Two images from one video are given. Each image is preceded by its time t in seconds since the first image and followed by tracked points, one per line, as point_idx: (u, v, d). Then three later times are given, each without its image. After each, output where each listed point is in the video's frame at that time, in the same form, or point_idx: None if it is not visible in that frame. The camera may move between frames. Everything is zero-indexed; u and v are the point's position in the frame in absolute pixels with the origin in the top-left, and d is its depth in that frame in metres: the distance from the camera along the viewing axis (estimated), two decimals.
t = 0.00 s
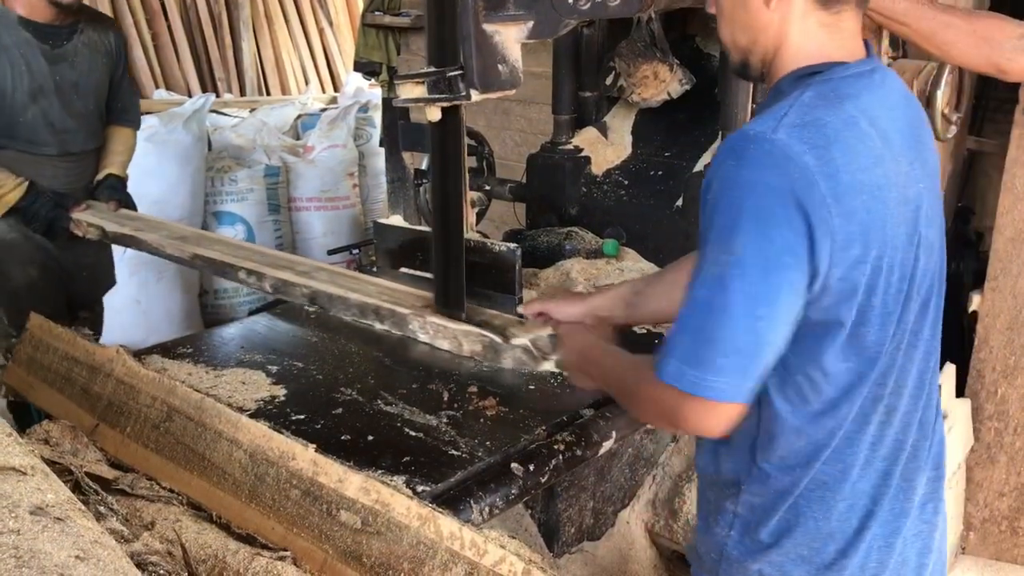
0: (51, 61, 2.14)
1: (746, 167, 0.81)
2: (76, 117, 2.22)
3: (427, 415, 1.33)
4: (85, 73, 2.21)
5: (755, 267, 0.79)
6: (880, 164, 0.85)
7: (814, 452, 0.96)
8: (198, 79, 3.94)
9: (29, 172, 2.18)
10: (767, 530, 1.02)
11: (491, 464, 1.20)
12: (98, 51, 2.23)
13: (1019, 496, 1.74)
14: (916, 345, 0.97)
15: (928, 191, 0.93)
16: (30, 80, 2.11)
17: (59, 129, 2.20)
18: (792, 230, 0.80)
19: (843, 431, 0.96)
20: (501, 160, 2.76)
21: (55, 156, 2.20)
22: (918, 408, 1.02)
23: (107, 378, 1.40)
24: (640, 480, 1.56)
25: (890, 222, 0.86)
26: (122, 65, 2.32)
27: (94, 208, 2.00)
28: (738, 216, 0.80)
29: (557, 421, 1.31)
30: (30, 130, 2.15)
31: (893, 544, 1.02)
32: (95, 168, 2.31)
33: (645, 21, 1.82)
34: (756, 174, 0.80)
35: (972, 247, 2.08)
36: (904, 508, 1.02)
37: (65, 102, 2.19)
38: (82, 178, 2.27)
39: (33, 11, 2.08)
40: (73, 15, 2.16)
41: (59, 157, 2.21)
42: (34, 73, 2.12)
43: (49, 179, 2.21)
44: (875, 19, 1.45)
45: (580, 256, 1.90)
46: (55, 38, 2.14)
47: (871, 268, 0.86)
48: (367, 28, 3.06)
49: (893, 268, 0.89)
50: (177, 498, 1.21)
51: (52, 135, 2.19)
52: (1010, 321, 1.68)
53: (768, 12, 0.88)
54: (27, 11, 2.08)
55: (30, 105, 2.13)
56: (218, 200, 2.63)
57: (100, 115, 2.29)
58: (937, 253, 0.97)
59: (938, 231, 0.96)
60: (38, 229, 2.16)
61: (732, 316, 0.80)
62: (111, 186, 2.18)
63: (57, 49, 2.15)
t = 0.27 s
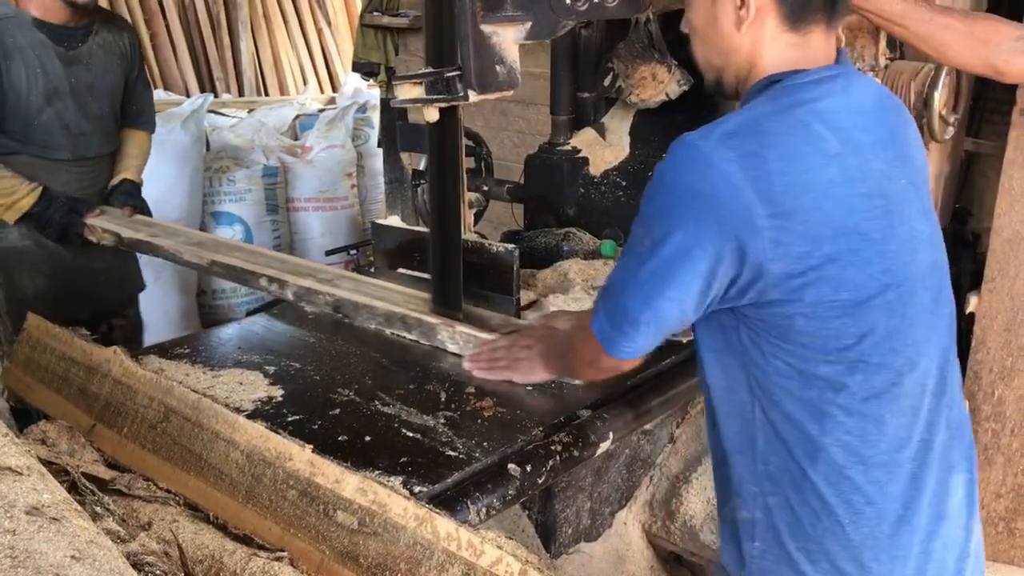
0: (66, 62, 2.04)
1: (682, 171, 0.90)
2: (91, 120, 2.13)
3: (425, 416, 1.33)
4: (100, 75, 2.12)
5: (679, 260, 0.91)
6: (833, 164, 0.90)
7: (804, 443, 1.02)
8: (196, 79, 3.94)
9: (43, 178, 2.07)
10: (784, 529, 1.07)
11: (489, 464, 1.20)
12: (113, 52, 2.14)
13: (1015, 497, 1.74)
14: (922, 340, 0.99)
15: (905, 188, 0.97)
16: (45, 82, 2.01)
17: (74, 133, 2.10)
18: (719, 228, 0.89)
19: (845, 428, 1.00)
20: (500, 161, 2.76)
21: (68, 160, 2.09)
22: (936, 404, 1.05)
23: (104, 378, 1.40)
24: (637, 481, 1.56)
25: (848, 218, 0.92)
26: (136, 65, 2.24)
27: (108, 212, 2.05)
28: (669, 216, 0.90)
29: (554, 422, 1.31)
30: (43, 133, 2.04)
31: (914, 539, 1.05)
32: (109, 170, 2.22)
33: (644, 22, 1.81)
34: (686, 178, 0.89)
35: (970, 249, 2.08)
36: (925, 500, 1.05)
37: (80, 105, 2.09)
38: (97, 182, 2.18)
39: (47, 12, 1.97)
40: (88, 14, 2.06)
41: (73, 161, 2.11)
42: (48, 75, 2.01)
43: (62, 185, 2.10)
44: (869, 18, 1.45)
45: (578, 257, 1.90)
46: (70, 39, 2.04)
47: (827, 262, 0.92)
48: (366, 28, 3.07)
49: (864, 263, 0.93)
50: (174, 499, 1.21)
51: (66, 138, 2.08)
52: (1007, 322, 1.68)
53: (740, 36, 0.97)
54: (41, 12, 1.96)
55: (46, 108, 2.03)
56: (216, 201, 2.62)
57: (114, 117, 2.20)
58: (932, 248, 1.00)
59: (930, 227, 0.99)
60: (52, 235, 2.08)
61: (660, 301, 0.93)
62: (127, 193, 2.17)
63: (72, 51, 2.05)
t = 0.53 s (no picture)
0: (76, 59, 2.22)
1: (700, 171, 0.90)
2: (101, 117, 2.30)
3: (419, 416, 1.33)
4: (111, 72, 2.28)
5: (699, 261, 0.92)
6: (850, 165, 0.91)
7: (835, 453, 1.02)
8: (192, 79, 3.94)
9: (57, 174, 2.25)
10: (814, 541, 1.07)
11: (483, 465, 1.20)
12: (126, 50, 2.32)
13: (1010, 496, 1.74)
14: (951, 345, 0.99)
15: (924, 192, 0.97)
16: (55, 80, 2.19)
17: (84, 130, 2.27)
18: (736, 230, 0.90)
19: (875, 436, 0.99)
20: (495, 161, 2.76)
21: (78, 159, 2.27)
22: (969, 411, 1.04)
23: (99, 379, 1.39)
24: (632, 482, 1.56)
25: (866, 221, 0.92)
26: (149, 67, 2.40)
27: (126, 217, 2.06)
28: (688, 219, 0.91)
29: (549, 423, 1.31)
30: (55, 130, 2.22)
31: (947, 549, 1.04)
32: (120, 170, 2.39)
33: (638, 21, 1.81)
34: (705, 177, 0.90)
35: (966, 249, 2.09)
36: (959, 510, 1.04)
37: (91, 104, 2.26)
38: (107, 180, 2.35)
39: (58, 11, 2.19)
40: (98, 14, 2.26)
41: (83, 159, 2.28)
42: (59, 74, 2.19)
43: (73, 182, 2.28)
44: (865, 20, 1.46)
45: (573, 257, 1.90)
46: (82, 37, 2.23)
47: (846, 266, 0.93)
48: (361, 29, 3.07)
49: (886, 266, 0.94)
50: (168, 500, 1.20)
51: (78, 136, 2.26)
52: (1001, 322, 1.70)
53: (744, 46, 0.97)
54: (52, 9, 2.18)
55: (56, 105, 2.20)
56: (212, 200, 2.70)
57: (123, 115, 2.35)
58: (957, 251, 1.00)
59: (951, 230, 0.99)
60: (67, 239, 2.12)
61: (681, 302, 0.93)
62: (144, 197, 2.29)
63: (83, 48, 2.23)
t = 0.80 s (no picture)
0: (110, 72, 2.14)
1: (738, 178, 0.78)
2: (132, 131, 2.23)
3: (413, 416, 1.33)
4: (144, 86, 2.20)
5: (755, 276, 0.77)
6: (897, 165, 0.78)
7: (886, 471, 0.88)
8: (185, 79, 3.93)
9: (86, 189, 2.20)
10: (855, 556, 0.93)
11: (477, 464, 1.20)
12: (161, 63, 2.23)
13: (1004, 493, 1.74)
14: (1008, 354, 0.86)
15: (970, 192, 0.85)
16: (86, 92, 2.11)
17: (113, 145, 2.20)
18: (783, 242, 0.76)
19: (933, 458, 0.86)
20: (489, 160, 2.76)
21: (106, 173, 2.21)
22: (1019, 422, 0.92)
23: (91, 379, 1.39)
24: (626, 481, 1.56)
25: (922, 222, 0.79)
26: (183, 78, 2.32)
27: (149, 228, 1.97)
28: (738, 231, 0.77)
29: (543, 422, 1.31)
30: (84, 142, 2.15)
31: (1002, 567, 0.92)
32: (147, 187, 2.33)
33: (632, 21, 1.82)
34: (742, 186, 0.77)
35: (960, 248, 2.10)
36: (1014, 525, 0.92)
37: (121, 117, 2.19)
38: (133, 197, 2.29)
39: (93, 19, 2.09)
40: (134, 25, 2.16)
41: (111, 175, 2.22)
42: (90, 84, 2.11)
43: (97, 197, 2.21)
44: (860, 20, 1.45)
45: (567, 256, 1.90)
46: (115, 48, 2.14)
47: (897, 274, 0.79)
48: (355, 28, 3.07)
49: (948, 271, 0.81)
50: (161, 500, 1.20)
51: (108, 150, 2.19)
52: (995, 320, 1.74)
53: (766, 54, 0.84)
54: (87, 17, 2.08)
55: (86, 117, 2.13)
56: (206, 201, 2.61)
57: (153, 130, 2.28)
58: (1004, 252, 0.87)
59: (998, 229, 0.87)
60: (88, 253, 2.06)
61: (734, 327, 0.78)
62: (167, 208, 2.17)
63: (117, 58, 2.14)
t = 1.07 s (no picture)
0: (135, 76, 2.01)
1: (839, 204, 0.73)
2: (155, 138, 2.10)
3: (404, 415, 1.33)
4: (170, 91, 2.08)
5: (858, 304, 0.73)
6: (994, 183, 0.76)
7: (956, 494, 0.88)
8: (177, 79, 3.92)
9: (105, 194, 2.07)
10: None
11: (468, 462, 1.20)
12: (186, 68, 2.10)
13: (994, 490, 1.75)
14: None
15: None
16: (109, 97, 1.98)
17: (135, 151, 2.08)
18: (888, 269, 0.73)
19: (1002, 473, 0.86)
20: (482, 160, 2.76)
21: (126, 179, 2.09)
22: None
23: (81, 379, 1.38)
24: (618, 479, 1.56)
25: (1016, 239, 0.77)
26: (211, 83, 2.19)
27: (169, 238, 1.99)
28: (842, 256, 0.73)
29: (534, 420, 1.31)
30: (103, 147, 2.02)
31: None
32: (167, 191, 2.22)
33: (622, 19, 1.81)
34: (841, 210, 0.73)
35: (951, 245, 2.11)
36: None
37: (143, 123, 2.07)
38: (155, 203, 2.17)
39: (119, 19, 1.96)
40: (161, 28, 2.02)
41: (132, 182, 2.10)
42: (114, 90, 1.98)
43: (115, 203, 2.09)
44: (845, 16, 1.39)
45: (559, 255, 1.91)
46: (142, 52, 2.01)
47: (993, 298, 0.77)
48: (347, 27, 3.06)
49: None
50: (152, 500, 1.19)
51: (129, 157, 2.07)
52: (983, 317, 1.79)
53: (841, 65, 0.80)
54: (114, 19, 1.96)
55: (107, 123, 2.00)
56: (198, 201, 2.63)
57: (177, 135, 2.15)
58: None
59: None
60: (108, 263, 2.00)
61: (837, 358, 0.75)
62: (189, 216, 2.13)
63: (142, 62, 2.01)
